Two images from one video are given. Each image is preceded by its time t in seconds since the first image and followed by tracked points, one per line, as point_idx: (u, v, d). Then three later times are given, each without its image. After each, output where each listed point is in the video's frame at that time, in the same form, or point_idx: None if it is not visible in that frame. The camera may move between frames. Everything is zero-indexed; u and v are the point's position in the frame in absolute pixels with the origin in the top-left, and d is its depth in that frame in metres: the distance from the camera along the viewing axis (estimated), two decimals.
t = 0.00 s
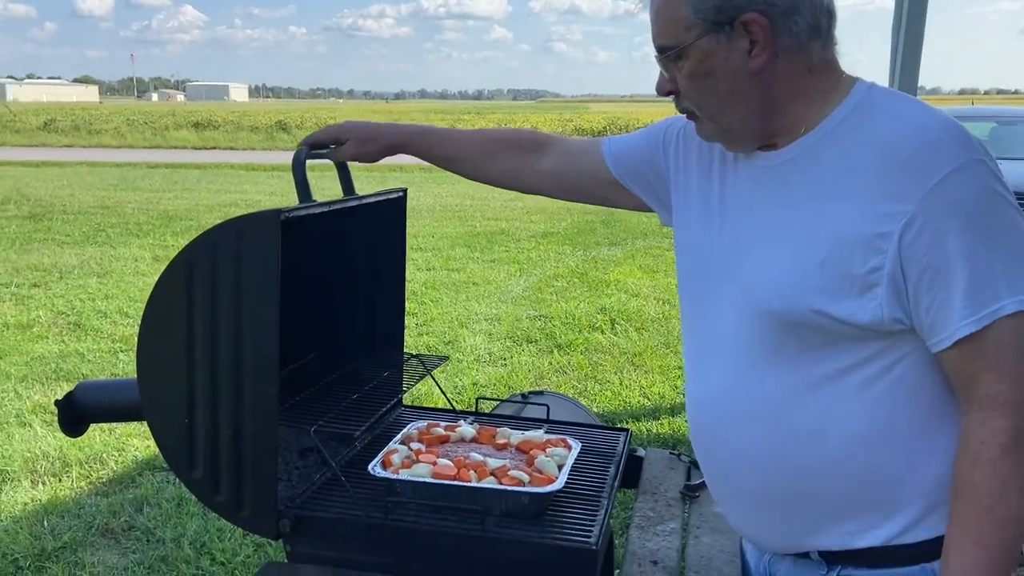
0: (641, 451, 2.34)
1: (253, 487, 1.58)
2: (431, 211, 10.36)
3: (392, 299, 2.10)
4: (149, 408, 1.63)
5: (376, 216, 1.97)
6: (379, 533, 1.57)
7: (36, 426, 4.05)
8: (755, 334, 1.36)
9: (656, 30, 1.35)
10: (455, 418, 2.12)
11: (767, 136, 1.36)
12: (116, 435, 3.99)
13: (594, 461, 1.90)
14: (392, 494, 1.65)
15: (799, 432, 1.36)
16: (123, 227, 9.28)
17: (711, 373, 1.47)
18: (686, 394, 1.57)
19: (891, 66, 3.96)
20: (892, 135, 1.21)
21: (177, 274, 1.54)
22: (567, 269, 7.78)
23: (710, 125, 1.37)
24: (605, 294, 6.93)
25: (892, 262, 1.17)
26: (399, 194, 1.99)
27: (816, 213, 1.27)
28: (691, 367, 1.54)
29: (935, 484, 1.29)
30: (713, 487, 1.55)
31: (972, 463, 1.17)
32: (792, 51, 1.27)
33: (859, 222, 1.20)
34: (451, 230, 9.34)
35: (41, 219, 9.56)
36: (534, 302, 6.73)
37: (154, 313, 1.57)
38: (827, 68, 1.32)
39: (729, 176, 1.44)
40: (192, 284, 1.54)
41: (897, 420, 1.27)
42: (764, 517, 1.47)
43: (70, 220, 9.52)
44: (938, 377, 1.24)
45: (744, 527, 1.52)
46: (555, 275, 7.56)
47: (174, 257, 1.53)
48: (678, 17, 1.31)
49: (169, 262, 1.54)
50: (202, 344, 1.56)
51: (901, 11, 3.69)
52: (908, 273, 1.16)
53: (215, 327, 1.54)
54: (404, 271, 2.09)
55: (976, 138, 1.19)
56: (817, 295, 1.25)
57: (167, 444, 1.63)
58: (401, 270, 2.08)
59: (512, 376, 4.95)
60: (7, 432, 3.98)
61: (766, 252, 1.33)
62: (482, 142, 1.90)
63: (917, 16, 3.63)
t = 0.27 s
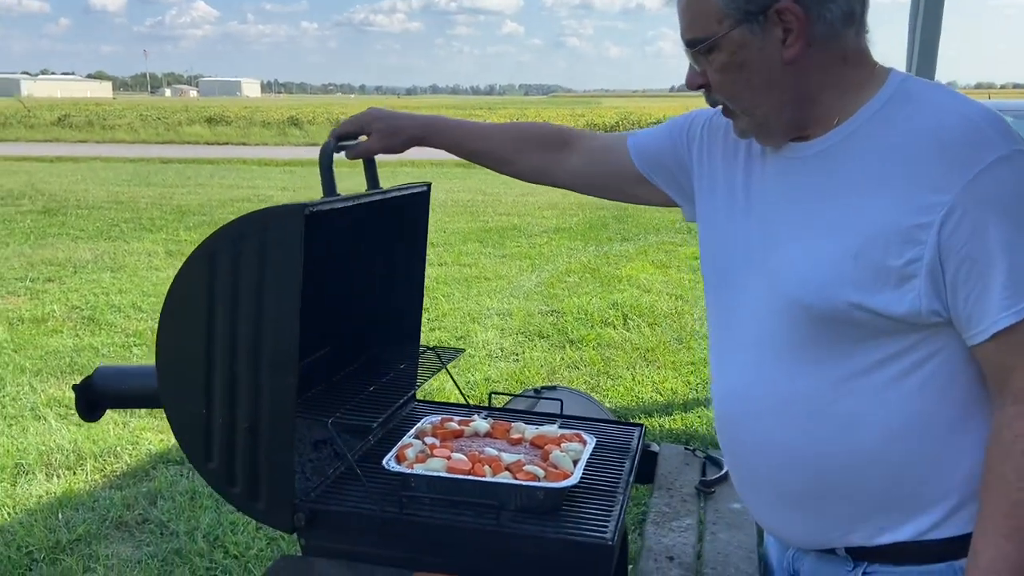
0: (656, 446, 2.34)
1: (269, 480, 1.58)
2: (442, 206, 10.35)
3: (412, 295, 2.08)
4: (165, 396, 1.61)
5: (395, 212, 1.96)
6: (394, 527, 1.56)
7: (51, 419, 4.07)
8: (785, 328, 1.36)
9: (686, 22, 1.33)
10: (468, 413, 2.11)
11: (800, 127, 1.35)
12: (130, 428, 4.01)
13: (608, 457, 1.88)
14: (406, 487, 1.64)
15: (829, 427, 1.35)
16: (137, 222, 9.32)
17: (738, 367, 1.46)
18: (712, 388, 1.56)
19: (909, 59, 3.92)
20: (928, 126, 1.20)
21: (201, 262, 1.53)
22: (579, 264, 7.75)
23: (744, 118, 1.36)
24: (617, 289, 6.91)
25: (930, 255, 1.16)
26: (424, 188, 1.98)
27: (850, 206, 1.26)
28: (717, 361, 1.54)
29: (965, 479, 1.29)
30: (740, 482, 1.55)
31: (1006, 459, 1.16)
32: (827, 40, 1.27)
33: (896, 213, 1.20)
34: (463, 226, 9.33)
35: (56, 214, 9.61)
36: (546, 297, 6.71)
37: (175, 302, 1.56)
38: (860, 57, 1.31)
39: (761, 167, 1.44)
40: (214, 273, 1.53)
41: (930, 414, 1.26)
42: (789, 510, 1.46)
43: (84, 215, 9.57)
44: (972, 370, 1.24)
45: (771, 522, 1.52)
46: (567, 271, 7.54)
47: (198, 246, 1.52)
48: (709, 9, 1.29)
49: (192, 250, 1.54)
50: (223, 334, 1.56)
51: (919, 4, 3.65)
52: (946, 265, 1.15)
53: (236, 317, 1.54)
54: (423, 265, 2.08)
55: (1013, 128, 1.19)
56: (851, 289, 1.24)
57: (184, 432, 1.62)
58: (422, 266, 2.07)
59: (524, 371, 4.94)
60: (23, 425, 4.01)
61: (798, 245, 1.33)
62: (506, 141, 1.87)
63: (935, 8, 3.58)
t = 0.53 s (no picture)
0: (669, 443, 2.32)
1: (290, 471, 1.59)
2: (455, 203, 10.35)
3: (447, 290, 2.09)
4: (202, 375, 1.64)
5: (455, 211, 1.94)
6: (408, 522, 1.57)
7: (67, 413, 4.10)
8: (807, 318, 1.36)
9: (727, 9, 1.30)
10: (483, 409, 2.11)
11: (839, 118, 1.33)
12: (145, 423, 4.04)
13: (622, 453, 1.88)
14: (421, 484, 1.64)
15: (848, 421, 1.35)
16: (152, 218, 9.38)
17: (762, 357, 1.47)
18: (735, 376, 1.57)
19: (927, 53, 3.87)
20: (962, 125, 1.19)
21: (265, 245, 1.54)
22: (592, 260, 7.74)
23: (785, 108, 1.34)
24: (629, 286, 6.89)
25: (958, 254, 1.16)
26: (478, 190, 1.96)
27: (878, 202, 1.27)
28: (742, 350, 1.54)
29: (981, 485, 1.29)
30: (755, 473, 1.55)
31: None
32: (874, 26, 1.24)
33: (927, 209, 1.20)
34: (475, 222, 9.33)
35: (72, 210, 9.69)
36: (558, 293, 6.70)
37: (231, 280, 1.57)
38: (905, 45, 1.29)
39: (798, 159, 1.44)
40: (277, 260, 1.53)
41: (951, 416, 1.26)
42: (801, 501, 1.46)
43: (99, 211, 9.64)
44: (996, 374, 1.23)
45: (782, 514, 1.52)
46: (579, 267, 7.52)
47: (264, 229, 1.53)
48: None
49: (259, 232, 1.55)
50: (274, 322, 1.57)
51: None
52: (974, 266, 1.15)
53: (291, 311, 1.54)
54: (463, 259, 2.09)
55: None
56: (875, 284, 1.25)
57: (214, 411, 1.64)
58: (462, 261, 2.08)
59: (536, 368, 4.94)
60: (40, 420, 4.05)
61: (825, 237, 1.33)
62: (571, 138, 1.86)
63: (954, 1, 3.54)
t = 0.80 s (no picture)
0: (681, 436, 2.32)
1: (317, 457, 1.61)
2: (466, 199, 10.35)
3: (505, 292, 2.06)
4: (255, 342, 1.60)
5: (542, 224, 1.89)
6: (422, 514, 1.58)
7: (83, 407, 4.14)
8: (821, 305, 1.37)
9: None
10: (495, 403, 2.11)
11: (865, 105, 1.33)
12: (160, 416, 4.06)
13: (633, 447, 1.87)
14: (433, 477, 1.65)
15: (858, 411, 1.35)
16: (165, 214, 9.43)
17: (776, 343, 1.48)
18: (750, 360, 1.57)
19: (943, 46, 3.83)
20: (981, 118, 1.18)
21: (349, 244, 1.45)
22: (603, 256, 7.72)
23: (814, 92, 1.34)
24: (641, 282, 6.87)
25: (966, 248, 1.16)
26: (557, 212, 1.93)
27: (892, 193, 1.26)
28: (760, 333, 1.55)
29: (982, 483, 1.29)
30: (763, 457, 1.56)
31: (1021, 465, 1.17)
32: (905, 7, 1.26)
33: (940, 201, 1.19)
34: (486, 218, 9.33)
35: (86, 206, 9.76)
36: (570, 290, 6.69)
37: (307, 264, 1.50)
38: (935, 31, 1.30)
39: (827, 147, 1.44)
40: (360, 263, 1.46)
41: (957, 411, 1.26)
42: (807, 486, 1.47)
43: (113, 207, 9.70)
44: (1003, 371, 1.23)
45: (787, 497, 1.53)
46: (591, 263, 7.50)
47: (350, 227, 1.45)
48: None
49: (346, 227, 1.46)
50: (339, 319, 1.52)
51: None
52: (982, 260, 1.15)
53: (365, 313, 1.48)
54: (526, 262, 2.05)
55: None
56: (882, 274, 1.25)
57: (258, 378, 1.62)
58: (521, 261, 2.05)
59: (547, 363, 4.94)
60: (56, 413, 4.09)
61: (841, 224, 1.33)
62: (656, 147, 1.95)
63: None
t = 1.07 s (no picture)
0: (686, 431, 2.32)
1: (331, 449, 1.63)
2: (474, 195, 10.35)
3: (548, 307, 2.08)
4: (303, 328, 1.59)
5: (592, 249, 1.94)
6: (424, 508, 1.59)
7: (93, 402, 4.17)
8: (818, 296, 1.39)
9: None
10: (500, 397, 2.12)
11: (869, 101, 1.34)
12: (168, 411, 4.09)
13: (637, 442, 1.88)
14: (437, 472, 1.67)
15: (849, 402, 1.37)
16: (174, 210, 9.47)
17: (778, 334, 1.50)
18: (753, 349, 1.59)
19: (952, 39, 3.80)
20: (972, 115, 1.19)
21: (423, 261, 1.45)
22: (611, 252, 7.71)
23: (819, 88, 1.35)
24: (648, 278, 6.86)
25: (949, 242, 1.16)
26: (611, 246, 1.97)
27: (884, 188, 1.28)
28: (766, 324, 1.57)
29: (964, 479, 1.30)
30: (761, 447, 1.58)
31: (992, 458, 1.18)
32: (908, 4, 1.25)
33: (928, 196, 1.20)
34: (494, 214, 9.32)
35: (96, 203, 9.81)
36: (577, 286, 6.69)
37: (374, 269, 1.49)
38: (939, 26, 1.29)
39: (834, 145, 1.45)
40: (430, 280, 1.46)
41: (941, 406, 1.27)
42: (802, 477, 1.49)
43: (123, 203, 9.75)
44: (987, 368, 1.23)
45: (781, 485, 1.55)
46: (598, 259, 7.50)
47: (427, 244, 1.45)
48: None
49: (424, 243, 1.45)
50: (394, 330, 1.52)
51: None
52: (964, 253, 1.15)
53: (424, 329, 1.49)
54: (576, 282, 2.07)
55: None
56: (869, 266, 1.27)
57: (297, 365, 1.62)
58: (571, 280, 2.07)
59: (554, 359, 4.95)
60: (66, 408, 4.12)
61: (837, 218, 1.35)
62: (723, 188, 2.07)
63: None
